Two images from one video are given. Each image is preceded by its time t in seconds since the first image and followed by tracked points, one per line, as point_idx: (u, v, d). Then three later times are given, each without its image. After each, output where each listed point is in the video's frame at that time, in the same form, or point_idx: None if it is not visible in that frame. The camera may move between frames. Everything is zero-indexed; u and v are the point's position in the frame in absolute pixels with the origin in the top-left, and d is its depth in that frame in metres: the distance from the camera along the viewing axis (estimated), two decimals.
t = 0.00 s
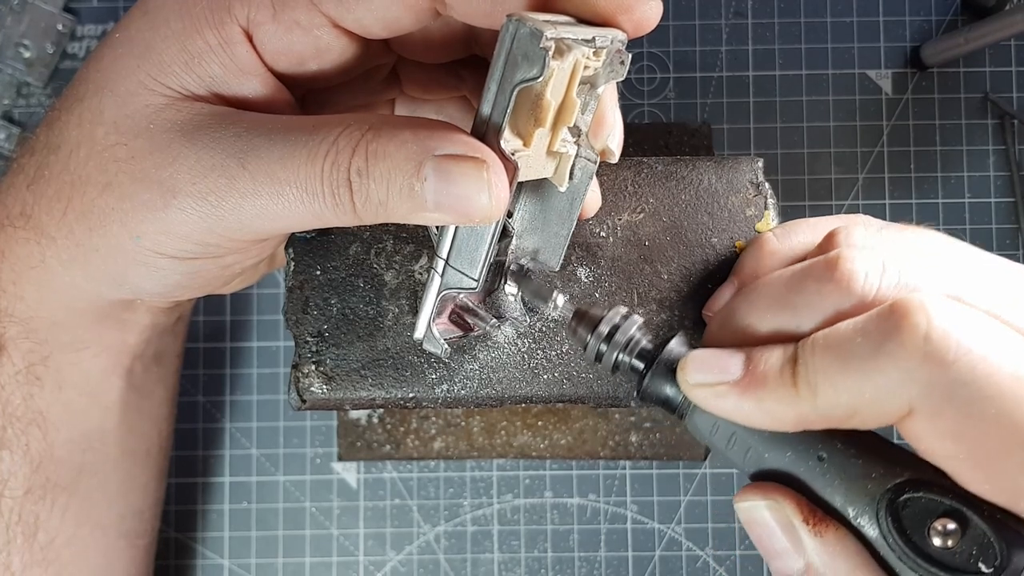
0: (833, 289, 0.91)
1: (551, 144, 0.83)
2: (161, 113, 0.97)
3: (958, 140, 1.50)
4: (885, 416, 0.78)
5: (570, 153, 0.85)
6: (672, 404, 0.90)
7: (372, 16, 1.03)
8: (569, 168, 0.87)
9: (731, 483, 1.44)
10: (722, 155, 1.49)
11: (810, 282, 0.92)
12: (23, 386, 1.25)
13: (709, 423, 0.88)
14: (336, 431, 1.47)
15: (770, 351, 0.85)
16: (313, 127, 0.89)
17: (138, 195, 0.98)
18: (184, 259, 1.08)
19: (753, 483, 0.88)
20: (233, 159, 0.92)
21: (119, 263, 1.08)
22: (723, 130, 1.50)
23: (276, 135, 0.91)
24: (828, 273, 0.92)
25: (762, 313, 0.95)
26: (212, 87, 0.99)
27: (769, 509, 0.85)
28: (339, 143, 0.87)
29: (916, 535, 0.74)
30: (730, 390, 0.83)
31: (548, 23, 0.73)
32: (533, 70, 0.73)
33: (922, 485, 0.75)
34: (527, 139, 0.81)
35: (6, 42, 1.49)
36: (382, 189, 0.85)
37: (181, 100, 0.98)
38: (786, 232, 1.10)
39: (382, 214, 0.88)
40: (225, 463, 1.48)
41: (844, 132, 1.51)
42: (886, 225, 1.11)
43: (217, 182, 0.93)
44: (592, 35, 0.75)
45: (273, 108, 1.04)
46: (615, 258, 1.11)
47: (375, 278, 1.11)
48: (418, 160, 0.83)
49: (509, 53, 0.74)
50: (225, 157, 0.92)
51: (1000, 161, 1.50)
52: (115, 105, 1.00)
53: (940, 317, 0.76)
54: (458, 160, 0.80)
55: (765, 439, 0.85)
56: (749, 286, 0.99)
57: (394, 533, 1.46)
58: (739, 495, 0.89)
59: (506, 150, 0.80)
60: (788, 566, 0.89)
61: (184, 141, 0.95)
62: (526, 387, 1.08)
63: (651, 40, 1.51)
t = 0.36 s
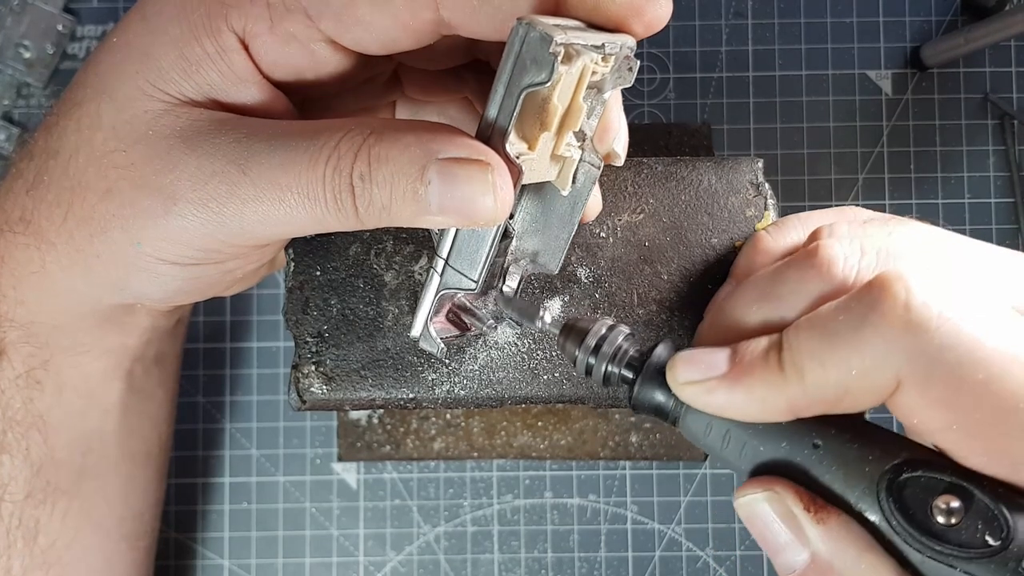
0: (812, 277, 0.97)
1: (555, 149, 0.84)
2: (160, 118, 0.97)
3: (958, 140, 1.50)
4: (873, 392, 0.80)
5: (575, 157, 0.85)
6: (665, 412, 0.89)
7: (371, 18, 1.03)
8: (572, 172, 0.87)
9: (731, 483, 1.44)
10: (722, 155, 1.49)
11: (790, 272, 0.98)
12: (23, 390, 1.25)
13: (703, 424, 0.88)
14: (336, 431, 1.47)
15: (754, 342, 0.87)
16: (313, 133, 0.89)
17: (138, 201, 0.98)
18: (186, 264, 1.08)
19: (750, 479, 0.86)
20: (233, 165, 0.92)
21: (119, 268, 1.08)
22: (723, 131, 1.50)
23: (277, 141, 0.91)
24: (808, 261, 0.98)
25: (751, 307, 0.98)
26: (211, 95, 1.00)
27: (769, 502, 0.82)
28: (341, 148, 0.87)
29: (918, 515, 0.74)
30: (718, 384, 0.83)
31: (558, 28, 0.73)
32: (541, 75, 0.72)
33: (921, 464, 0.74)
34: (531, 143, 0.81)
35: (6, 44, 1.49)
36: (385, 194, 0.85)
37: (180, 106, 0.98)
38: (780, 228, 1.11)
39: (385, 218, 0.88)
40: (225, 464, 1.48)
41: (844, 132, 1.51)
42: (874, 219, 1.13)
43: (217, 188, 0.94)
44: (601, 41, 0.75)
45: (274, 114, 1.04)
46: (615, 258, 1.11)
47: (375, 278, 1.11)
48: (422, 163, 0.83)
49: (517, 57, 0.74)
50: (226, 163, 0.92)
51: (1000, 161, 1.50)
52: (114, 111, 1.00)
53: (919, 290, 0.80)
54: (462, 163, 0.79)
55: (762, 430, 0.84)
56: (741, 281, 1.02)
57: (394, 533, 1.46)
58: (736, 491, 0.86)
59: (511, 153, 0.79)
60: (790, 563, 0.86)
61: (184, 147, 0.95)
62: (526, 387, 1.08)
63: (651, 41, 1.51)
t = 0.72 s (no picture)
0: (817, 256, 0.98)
1: (559, 150, 0.84)
2: (164, 121, 0.97)
3: (958, 141, 1.50)
4: (883, 362, 0.81)
5: (577, 158, 0.85)
6: (677, 403, 0.88)
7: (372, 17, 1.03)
8: (575, 172, 0.88)
9: (731, 483, 1.44)
10: (722, 155, 1.49)
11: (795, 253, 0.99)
12: (23, 394, 1.26)
13: (716, 410, 0.86)
14: (336, 431, 1.48)
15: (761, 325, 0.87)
16: (317, 134, 0.89)
17: (142, 204, 0.98)
18: (190, 267, 1.08)
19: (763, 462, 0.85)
20: (238, 168, 0.92)
21: (121, 271, 1.08)
22: (723, 131, 1.50)
23: (282, 144, 0.91)
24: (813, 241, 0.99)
25: (761, 289, 0.99)
26: (215, 97, 1.00)
27: (786, 481, 0.81)
28: (347, 149, 0.87)
29: (940, 489, 0.73)
30: (729, 365, 0.83)
31: (566, 28, 0.74)
32: (549, 75, 0.73)
33: (939, 437, 0.74)
34: (537, 143, 0.82)
35: (6, 43, 1.49)
36: (391, 195, 0.85)
37: (183, 108, 0.98)
38: (781, 222, 1.12)
39: (392, 219, 0.88)
40: (225, 464, 1.48)
41: (844, 133, 1.51)
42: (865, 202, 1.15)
43: (222, 191, 0.94)
44: (608, 42, 0.76)
45: (276, 115, 1.04)
46: (615, 259, 1.11)
47: (375, 279, 1.11)
48: (428, 163, 0.82)
49: (525, 57, 0.75)
50: (231, 166, 0.92)
51: (1000, 161, 1.50)
52: (117, 114, 1.00)
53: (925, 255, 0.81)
54: (469, 162, 0.79)
55: (774, 413, 0.83)
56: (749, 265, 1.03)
57: (394, 533, 1.46)
58: (752, 473, 0.85)
59: (517, 153, 0.80)
60: (808, 544, 0.85)
61: (189, 149, 0.95)
62: (526, 388, 1.08)
63: (652, 41, 1.52)
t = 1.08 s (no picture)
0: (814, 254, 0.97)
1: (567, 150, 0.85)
2: (169, 127, 0.97)
3: (958, 141, 1.50)
4: (877, 362, 0.80)
5: (583, 157, 0.86)
6: (672, 407, 0.88)
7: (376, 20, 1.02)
8: (581, 173, 0.88)
9: (731, 483, 1.44)
10: (722, 155, 1.49)
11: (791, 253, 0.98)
12: (23, 403, 1.25)
13: (712, 414, 0.86)
14: (336, 431, 1.47)
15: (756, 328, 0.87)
16: (326, 138, 0.89)
17: (148, 211, 0.98)
18: (196, 272, 1.07)
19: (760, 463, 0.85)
20: (246, 174, 0.92)
21: (127, 278, 1.08)
22: (723, 131, 1.50)
23: (290, 148, 0.91)
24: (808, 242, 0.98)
25: (755, 290, 0.98)
26: (221, 101, 1.00)
27: (780, 484, 0.81)
28: (356, 153, 0.86)
29: (936, 492, 0.73)
30: (721, 368, 0.83)
31: (581, 30, 0.75)
32: (563, 77, 0.74)
33: (934, 440, 0.74)
34: (547, 144, 0.82)
35: (6, 43, 1.49)
36: (402, 199, 0.85)
37: (189, 114, 0.98)
38: (775, 223, 1.11)
39: (402, 222, 0.88)
40: (225, 464, 1.48)
41: (844, 132, 1.51)
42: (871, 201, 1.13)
43: (231, 197, 0.94)
44: (618, 42, 0.76)
45: (282, 119, 1.04)
46: (615, 258, 1.11)
47: (375, 279, 1.11)
48: (440, 167, 0.82)
49: (539, 58, 0.75)
50: (239, 171, 0.92)
51: (1000, 162, 1.50)
52: (121, 120, 1.00)
53: (916, 253, 0.80)
54: (481, 165, 0.80)
55: (767, 416, 0.83)
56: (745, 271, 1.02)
57: (394, 533, 1.46)
58: (745, 476, 0.85)
59: (529, 154, 0.82)
60: (806, 547, 0.85)
61: (196, 156, 0.95)
62: (526, 388, 1.08)
63: (652, 41, 1.52)
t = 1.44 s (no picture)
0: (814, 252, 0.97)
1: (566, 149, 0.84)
2: (168, 125, 0.97)
3: (958, 140, 1.50)
4: (877, 361, 0.80)
5: (583, 157, 0.86)
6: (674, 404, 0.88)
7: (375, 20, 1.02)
8: (581, 172, 0.88)
9: (731, 483, 1.44)
10: (722, 154, 1.49)
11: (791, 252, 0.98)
12: (24, 402, 1.25)
13: (713, 411, 0.86)
14: (336, 431, 1.48)
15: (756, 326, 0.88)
16: (326, 136, 0.89)
17: (149, 210, 0.98)
18: (195, 271, 1.07)
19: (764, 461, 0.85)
20: (246, 171, 0.92)
21: (127, 276, 1.08)
22: (723, 130, 1.50)
23: (290, 145, 0.91)
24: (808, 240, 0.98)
25: (755, 290, 0.99)
26: (221, 100, 1.00)
27: (782, 481, 0.81)
28: (355, 151, 0.86)
29: (938, 488, 0.73)
30: (722, 365, 0.83)
31: (579, 29, 0.74)
32: (561, 75, 0.74)
33: (936, 436, 0.74)
34: (546, 143, 0.82)
35: (6, 43, 1.49)
36: (401, 196, 0.85)
37: (188, 112, 0.98)
38: (775, 222, 1.11)
39: (401, 219, 0.88)
40: (225, 463, 1.48)
41: (844, 131, 1.51)
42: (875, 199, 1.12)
43: (231, 194, 0.94)
44: (618, 41, 0.76)
45: (282, 118, 1.04)
46: (615, 258, 1.11)
47: (375, 278, 1.11)
48: (438, 164, 0.82)
49: (537, 56, 0.75)
50: (238, 169, 0.92)
51: (1000, 161, 1.49)
52: (121, 119, 1.00)
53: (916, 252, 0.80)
54: (479, 163, 0.80)
55: (770, 413, 0.83)
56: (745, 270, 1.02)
57: (394, 533, 1.46)
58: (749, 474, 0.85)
59: (528, 152, 0.81)
60: (809, 546, 0.84)
61: (196, 154, 0.95)
62: (526, 387, 1.08)
63: (651, 40, 1.52)
